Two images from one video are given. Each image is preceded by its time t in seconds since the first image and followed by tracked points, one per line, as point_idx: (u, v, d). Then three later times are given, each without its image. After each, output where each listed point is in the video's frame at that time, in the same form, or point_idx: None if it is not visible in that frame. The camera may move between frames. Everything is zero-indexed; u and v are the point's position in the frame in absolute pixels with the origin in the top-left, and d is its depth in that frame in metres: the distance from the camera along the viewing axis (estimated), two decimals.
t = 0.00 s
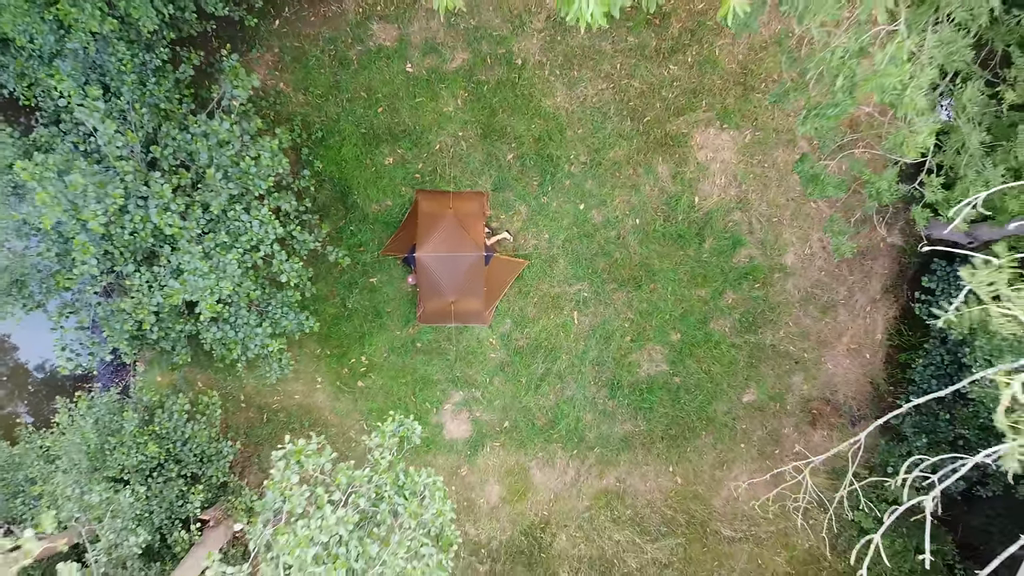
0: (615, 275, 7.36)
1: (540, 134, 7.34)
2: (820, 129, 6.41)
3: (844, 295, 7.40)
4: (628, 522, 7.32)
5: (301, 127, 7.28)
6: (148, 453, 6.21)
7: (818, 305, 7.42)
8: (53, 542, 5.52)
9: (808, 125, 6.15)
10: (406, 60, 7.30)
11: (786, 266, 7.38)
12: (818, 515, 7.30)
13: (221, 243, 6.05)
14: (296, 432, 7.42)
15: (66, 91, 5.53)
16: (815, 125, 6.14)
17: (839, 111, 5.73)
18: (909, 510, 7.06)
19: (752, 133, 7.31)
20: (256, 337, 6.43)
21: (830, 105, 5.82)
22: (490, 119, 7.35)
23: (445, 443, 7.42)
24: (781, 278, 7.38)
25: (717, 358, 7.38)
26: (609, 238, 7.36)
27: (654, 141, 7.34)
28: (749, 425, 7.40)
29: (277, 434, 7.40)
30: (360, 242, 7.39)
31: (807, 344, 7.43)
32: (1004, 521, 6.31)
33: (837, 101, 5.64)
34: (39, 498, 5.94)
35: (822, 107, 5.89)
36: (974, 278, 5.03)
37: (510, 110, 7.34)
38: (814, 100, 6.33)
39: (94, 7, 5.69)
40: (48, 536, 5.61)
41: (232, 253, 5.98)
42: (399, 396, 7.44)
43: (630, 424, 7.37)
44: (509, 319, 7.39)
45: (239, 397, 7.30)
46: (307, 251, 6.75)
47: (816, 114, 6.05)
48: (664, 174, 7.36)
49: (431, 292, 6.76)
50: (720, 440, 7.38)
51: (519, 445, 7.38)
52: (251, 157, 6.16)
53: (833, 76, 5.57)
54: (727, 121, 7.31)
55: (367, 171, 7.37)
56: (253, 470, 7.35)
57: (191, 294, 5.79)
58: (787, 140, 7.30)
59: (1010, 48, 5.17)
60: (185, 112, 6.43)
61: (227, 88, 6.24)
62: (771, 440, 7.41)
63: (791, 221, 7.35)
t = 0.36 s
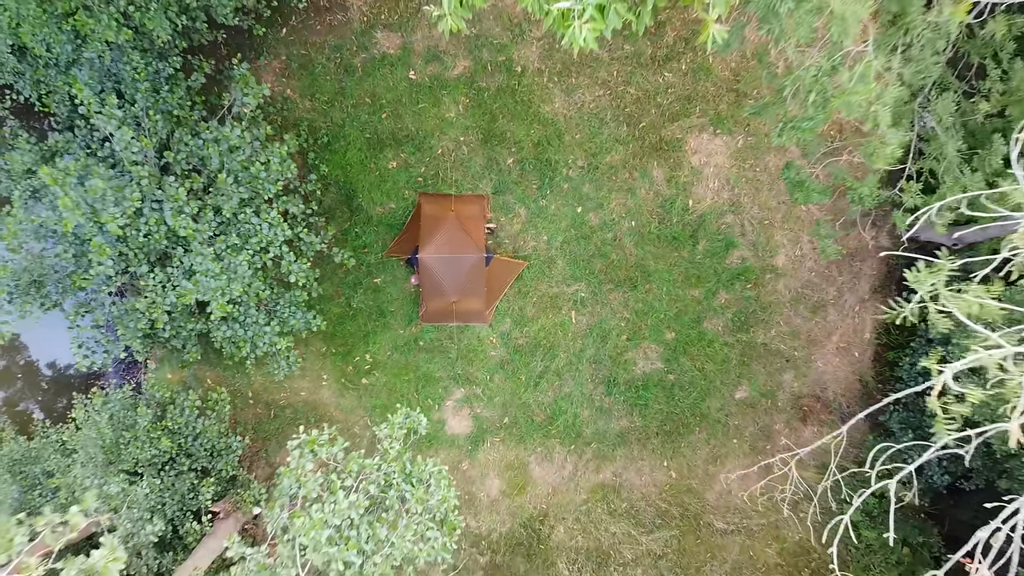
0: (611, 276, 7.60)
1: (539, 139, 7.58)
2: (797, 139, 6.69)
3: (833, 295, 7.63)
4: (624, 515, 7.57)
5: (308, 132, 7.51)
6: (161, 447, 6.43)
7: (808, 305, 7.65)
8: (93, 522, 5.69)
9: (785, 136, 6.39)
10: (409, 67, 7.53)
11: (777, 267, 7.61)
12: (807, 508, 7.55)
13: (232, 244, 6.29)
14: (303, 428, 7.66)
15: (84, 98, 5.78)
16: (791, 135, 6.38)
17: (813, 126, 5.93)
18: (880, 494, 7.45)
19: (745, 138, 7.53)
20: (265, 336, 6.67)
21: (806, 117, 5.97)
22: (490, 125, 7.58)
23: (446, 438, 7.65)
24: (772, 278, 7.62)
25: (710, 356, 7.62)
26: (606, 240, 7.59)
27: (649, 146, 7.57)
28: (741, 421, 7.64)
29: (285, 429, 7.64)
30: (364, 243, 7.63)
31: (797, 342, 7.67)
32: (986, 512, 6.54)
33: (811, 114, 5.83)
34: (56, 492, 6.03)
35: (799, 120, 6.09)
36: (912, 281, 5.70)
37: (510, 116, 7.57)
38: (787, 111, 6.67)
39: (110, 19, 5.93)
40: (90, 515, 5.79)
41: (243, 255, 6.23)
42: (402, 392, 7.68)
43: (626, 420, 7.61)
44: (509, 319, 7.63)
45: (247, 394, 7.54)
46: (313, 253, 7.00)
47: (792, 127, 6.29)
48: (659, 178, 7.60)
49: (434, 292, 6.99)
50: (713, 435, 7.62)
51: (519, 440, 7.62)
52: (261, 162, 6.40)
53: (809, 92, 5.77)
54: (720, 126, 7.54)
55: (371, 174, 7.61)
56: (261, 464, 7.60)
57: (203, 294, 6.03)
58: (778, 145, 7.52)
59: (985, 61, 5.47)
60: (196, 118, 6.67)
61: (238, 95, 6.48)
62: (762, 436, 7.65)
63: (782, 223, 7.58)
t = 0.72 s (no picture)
0: (607, 276, 7.85)
1: (537, 144, 7.83)
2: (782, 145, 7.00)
3: (823, 295, 7.87)
4: (619, 507, 7.82)
5: (314, 137, 7.76)
6: (174, 441, 6.66)
7: (798, 304, 7.90)
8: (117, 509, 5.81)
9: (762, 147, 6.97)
10: (412, 74, 7.78)
11: (768, 268, 7.86)
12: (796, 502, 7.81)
13: (243, 246, 6.54)
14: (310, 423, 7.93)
15: (101, 106, 6.03)
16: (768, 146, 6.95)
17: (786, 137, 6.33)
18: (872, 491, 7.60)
19: (737, 143, 7.78)
20: (274, 334, 6.94)
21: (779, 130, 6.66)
22: (490, 130, 7.83)
23: (447, 433, 7.91)
24: (763, 279, 7.87)
25: (703, 354, 7.87)
26: (602, 242, 7.84)
27: (644, 151, 7.83)
28: (733, 417, 7.90)
29: (292, 425, 7.91)
30: (368, 244, 7.88)
31: (787, 341, 7.92)
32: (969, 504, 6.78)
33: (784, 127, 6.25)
34: (72, 484, 6.28)
35: (774, 130, 6.69)
36: (863, 284, 6.51)
37: (509, 122, 7.82)
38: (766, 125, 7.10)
39: (125, 30, 6.17)
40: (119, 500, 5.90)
41: (253, 256, 6.48)
42: (405, 389, 7.93)
43: (621, 415, 7.86)
44: (508, 318, 7.88)
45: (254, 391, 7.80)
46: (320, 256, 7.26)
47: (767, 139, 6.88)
48: (653, 182, 7.85)
49: (436, 292, 7.23)
50: (705, 431, 7.87)
51: (518, 435, 7.87)
52: (270, 167, 6.66)
53: (783, 107, 6.35)
54: (712, 132, 7.79)
55: (375, 178, 7.86)
56: (268, 458, 7.86)
57: (215, 294, 6.28)
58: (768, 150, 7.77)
59: (959, 73, 5.75)
60: (207, 124, 6.92)
61: (247, 102, 6.73)
62: (754, 431, 7.90)
63: (773, 225, 7.82)
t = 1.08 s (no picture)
0: (604, 276, 8.09)
1: (536, 148, 8.07)
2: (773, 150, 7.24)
3: (813, 295, 8.12)
4: (616, 500, 8.07)
5: (320, 141, 8.01)
6: (186, 435, 6.89)
7: (789, 304, 8.14)
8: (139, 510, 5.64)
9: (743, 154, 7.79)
10: (415, 80, 8.03)
11: (760, 268, 8.11)
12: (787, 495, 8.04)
13: (253, 247, 6.79)
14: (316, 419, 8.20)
15: (117, 113, 6.26)
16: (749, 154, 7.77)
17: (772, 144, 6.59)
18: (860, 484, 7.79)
19: (729, 147, 8.02)
20: (282, 333, 7.18)
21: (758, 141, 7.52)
22: (490, 135, 8.07)
23: (449, 428, 8.15)
24: (755, 279, 8.11)
25: (697, 351, 8.12)
26: (599, 243, 8.09)
27: (640, 155, 8.07)
28: (726, 413, 8.14)
29: (299, 421, 8.17)
30: (372, 245, 8.12)
31: (779, 339, 8.16)
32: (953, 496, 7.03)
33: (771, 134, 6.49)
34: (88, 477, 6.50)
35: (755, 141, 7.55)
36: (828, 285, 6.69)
37: (509, 126, 8.06)
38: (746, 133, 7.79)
39: (140, 38, 6.39)
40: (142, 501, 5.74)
41: (262, 257, 6.73)
42: (408, 385, 8.18)
43: (617, 411, 8.11)
44: (508, 317, 8.12)
45: (262, 387, 8.05)
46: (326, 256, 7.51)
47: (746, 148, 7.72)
48: (649, 184, 8.10)
49: (438, 291, 7.47)
50: (699, 426, 8.12)
51: (517, 431, 8.12)
52: (279, 171, 6.91)
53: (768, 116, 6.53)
54: (706, 136, 8.03)
55: (378, 181, 8.10)
56: (276, 452, 8.12)
57: (226, 293, 6.53)
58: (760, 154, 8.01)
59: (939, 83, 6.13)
60: (217, 130, 7.16)
61: (257, 108, 6.97)
62: (746, 427, 8.15)
63: (765, 227, 8.06)
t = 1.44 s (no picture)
0: (602, 276, 8.36)
1: (536, 152, 8.34)
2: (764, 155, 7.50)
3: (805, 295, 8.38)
4: (613, 493, 8.34)
5: (327, 146, 8.27)
6: (199, 429, 7.13)
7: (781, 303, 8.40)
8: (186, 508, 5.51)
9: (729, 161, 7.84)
10: (419, 87, 8.29)
11: (753, 269, 8.38)
12: (779, 489, 8.28)
13: (264, 248, 7.06)
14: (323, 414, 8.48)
15: (134, 120, 6.51)
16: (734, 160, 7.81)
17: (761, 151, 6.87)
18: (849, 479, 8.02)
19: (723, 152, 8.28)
20: (291, 331, 7.44)
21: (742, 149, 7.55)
22: (491, 140, 8.34)
23: (452, 423, 8.42)
24: (748, 279, 8.38)
25: (691, 349, 8.38)
26: (598, 245, 8.36)
27: (636, 159, 8.33)
28: (720, 409, 8.41)
29: (306, 416, 8.45)
30: (377, 246, 8.39)
31: (771, 337, 8.43)
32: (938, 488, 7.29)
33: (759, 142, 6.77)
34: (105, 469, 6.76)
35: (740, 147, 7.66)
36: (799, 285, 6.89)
37: (510, 131, 8.32)
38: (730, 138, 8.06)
39: (155, 48, 6.63)
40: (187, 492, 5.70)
41: (273, 258, 7.00)
42: (412, 382, 8.44)
43: (614, 407, 8.38)
44: (509, 315, 8.39)
45: (271, 383, 8.32)
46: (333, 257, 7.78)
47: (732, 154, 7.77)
48: (645, 188, 8.36)
49: (441, 291, 7.75)
50: (694, 421, 8.39)
51: (517, 425, 8.38)
52: (290, 175, 7.18)
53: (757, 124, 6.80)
54: (700, 141, 8.30)
55: (383, 184, 8.37)
56: (284, 446, 8.40)
57: (239, 292, 6.80)
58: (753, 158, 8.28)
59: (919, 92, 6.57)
60: (229, 135, 7.41)
61: (267, 115, 7.23)
62: (739, 422, 8.41)
63: (757, 229, 8.33)
